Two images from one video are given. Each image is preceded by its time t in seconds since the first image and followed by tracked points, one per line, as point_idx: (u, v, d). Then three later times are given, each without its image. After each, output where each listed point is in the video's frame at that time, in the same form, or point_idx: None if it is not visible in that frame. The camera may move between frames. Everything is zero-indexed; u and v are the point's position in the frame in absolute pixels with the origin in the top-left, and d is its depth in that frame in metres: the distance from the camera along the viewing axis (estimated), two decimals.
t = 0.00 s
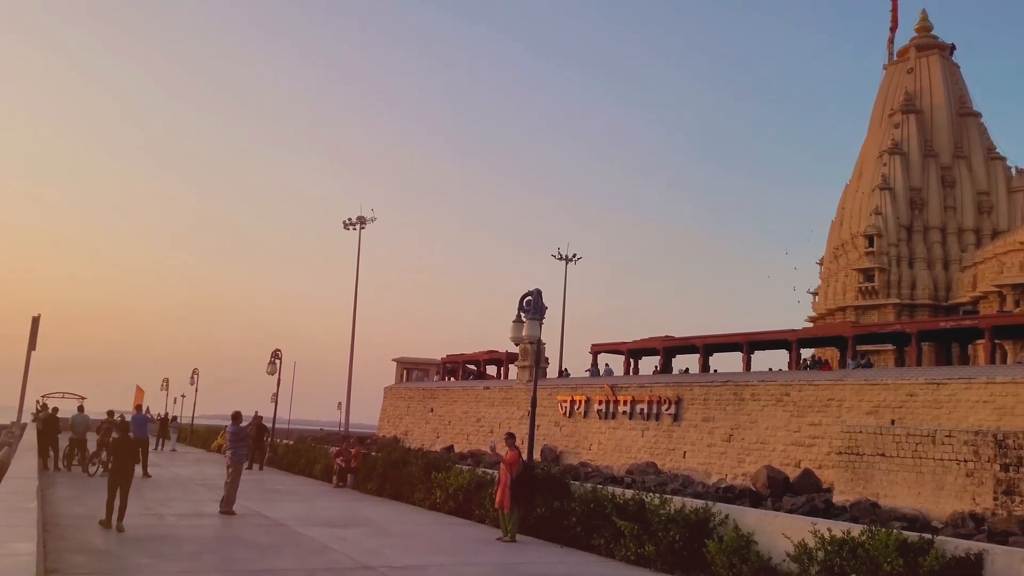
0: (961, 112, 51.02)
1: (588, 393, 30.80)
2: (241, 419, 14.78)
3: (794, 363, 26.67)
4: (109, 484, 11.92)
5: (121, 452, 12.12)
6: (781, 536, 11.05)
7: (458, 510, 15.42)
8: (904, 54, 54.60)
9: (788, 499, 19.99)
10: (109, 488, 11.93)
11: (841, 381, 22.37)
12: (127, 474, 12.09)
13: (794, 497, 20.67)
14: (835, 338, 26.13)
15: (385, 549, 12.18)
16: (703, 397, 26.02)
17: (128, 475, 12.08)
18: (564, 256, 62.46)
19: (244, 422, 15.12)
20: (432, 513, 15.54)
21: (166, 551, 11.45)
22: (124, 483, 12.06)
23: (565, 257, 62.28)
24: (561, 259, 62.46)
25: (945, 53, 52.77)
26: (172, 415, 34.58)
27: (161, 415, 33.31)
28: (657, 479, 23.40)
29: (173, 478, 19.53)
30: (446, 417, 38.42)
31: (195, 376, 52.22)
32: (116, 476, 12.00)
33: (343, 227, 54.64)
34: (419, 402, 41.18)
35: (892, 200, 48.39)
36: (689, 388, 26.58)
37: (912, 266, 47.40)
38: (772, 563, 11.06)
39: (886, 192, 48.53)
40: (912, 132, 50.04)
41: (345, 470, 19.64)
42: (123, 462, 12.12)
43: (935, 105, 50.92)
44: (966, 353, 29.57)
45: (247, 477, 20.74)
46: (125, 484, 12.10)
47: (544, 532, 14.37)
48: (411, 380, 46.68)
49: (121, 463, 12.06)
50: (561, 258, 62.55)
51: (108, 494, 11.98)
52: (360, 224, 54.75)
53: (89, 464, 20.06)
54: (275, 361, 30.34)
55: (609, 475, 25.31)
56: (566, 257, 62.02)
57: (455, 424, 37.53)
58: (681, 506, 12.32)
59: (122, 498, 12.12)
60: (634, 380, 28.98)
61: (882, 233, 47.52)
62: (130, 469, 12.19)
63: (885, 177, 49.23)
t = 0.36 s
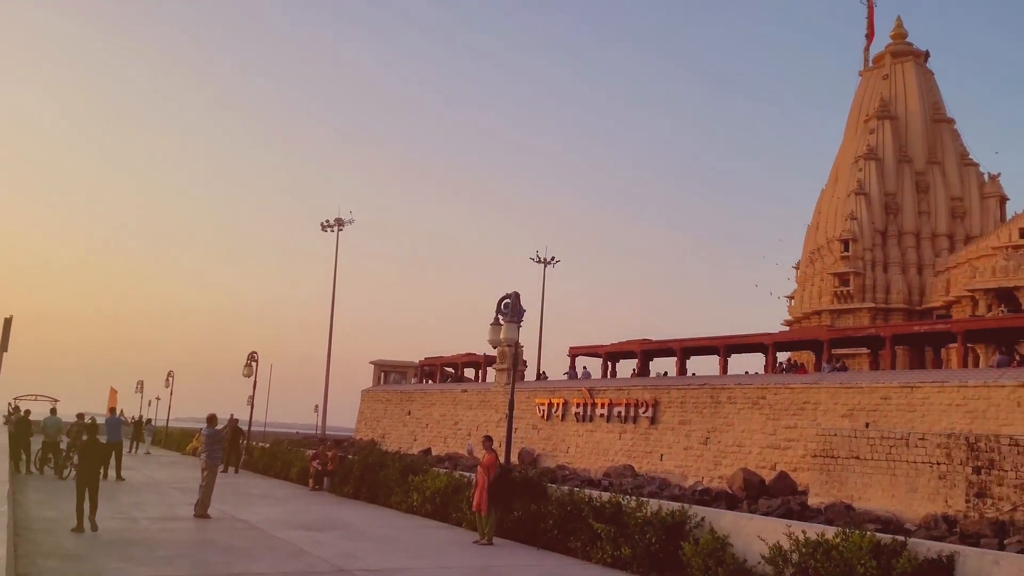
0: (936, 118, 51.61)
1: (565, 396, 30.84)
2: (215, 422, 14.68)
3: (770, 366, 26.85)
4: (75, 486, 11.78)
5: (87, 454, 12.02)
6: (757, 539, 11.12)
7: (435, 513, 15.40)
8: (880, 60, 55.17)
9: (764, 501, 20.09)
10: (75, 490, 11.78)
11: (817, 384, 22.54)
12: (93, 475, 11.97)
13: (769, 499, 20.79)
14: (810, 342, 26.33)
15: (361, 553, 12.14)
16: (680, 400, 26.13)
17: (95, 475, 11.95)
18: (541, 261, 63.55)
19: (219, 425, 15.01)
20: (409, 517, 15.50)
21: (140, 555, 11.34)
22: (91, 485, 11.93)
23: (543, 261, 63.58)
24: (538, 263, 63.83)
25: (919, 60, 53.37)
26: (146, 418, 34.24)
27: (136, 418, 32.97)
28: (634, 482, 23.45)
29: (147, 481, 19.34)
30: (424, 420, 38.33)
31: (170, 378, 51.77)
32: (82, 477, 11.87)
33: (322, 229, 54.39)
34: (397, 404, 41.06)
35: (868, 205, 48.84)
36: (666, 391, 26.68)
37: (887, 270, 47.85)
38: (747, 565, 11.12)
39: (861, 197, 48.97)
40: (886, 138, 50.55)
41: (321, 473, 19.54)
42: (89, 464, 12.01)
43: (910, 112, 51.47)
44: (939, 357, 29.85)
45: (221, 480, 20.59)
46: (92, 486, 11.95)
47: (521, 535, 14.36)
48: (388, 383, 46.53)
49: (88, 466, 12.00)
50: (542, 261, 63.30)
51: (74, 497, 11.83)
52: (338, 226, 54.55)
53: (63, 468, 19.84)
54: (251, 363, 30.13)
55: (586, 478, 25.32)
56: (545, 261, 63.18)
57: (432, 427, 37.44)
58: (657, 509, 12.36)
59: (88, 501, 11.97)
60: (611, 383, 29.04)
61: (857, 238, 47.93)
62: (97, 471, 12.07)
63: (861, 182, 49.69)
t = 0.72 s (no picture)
0: (910, 124, 52.14)
1: (543, 398, 30.87)
2: (190, 424, 14.56)
3: (747, 369, 27.02)
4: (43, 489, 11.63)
5: (54, 456, 11.90)
6: (732, 541, 11.19)
7: (411, 516, 15.37)
8: (855, 66, 55.69)
9: (740, 503, 20.20)
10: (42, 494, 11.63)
11: (792, 387, 22.70)
12: (62, 478, 11.83)
13: (745, 502, 20.91)
14: (786, 345, 26.52)
15: (337, 556, 12.08)
16: (657, 402, 26.23)
17: (63, 478, 11.82)
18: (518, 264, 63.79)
19: (194, 427, 14.90)
20: (385, 519, 15.45)
21: (114, 558, 11.23)
22: (59, 487, 11.79)
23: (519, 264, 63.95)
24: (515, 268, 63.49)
25: (894, 66, 53.90)
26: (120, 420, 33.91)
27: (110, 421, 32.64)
28: (611, 485, 23.52)
29: (120, 485, 19.15)
30: (401, 422, 38.25)
31: (145, 380, 51.30)
32: (51, 479, 11.73)
33: (299, 231, 54.10)
34: (374, 407, 40.93)
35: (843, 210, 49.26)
36: (644, 394, 26.77)
37: (862, 274, 48.29)
38: (722, 567, 11.19)
39: (837, 201, 49.39)
40: (862, 143, 51.03)
41: (297, 476, 19.46)
42: (57, 467, 11.88)
43: (885, 117, 51.99)
44: (912, 360, 30.12)
45: (196, 483, 20.43)
46: (60, 489, 11.81)
47: (499, 538, 14.36)
48: (365, 386, 46.39)
49: (57, 469, 11.88)
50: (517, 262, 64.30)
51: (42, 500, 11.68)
52: (315, 228, 54.34)
53: (34, 470, 19.59)
54: (228, 365, 29.94)
55: (564, 481, 25.34)
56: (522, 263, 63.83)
57: (409, 430, 37.36)
58: (634, 511, 12.39)
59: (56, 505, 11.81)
60: (589, 386, 29.10)
61: (833, 242, 48.32)
62: (66, 474, 11.94)
63: (837, 187, 50.12)
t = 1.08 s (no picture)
0: (885, 129, 52.62)
1: (520, 400, 30.87)
2: (164, 426, 14.42)
3: (723, 372, 27.17)
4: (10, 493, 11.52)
5: (21, 459, 11.81)
6: (707, 543, 11.23)
7: (387, 518, 15.32)
8: (830, 71, 56.20)
9: (716, 505, 20.30)
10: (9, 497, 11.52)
11: (767, 390, 22.84)
12: (30, 482, 11.74)
13: (721, 504, 21.02)
14: (762, 348, 26.68)
15: (312, 558, 12.02)
16: (634, 404, 26.31)
17: (31, 481, 11.72)
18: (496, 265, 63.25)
19: (167, 430, 14.76)
20: (361, 522, 15.39)
21: (85, 562, 11.11)
22: (27, 490, 11.68)
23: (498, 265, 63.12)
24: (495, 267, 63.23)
25: (869, 72, 54.44)
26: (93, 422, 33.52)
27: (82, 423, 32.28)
28: (588, 487, 23.57)
29: (92, 487, 18.93)
30: (378, 424, 38.12)
31: (118, 381, 50.81)
32: (18, 482, 11.63)
33: (276, 231, 53.75)
34: (350, 409, 40.77)
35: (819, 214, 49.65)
36: (620, 396, 26.85)
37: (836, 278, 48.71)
38: (698, 569, 11.24)
39: (813, 205, 49.78)
40: (837, 148, 51.44)
41: (272, 478, 19.34)
42: (25, 471, 11.79)
43: (860, 122, 52.50)
44: (885, 362, 30.40)
45: (170, 485, 20.25)
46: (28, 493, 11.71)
47: (475, 539, 14.35)
48: (342, 387, 46.21)
49: (25, 473, 11.77)
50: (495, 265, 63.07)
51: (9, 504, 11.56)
52: (292, 229, 54.05)
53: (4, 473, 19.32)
54: (202, 367, 29.70)
55: (540, 483, 25.36)
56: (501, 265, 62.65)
57: (386, 432, 37.24)
58: (610, 514, 12.41)
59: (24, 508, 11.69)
60: (566, 388, 29.15)
61: (808, 246, 48.71)
62: (34, 478, 11.84)
63: (812, 191, 50.54)
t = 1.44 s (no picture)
0: (862, 134, 53.07)
1: (499, 403, 30.86)
2: (141, 428, 14.32)
3: (701, 374, 27.28)
4: None
5: None
6: (685, 544, 11.27)
7: (365, 520, 15.26)
8: (808, 76, 56.62)
9: (693, 507, 20.38)
10: None
11: (745, 392, 22.96)
12: None
13: (698, 506, 21.11)
14: (740, 351, 26.83)
15: (289, 561, 11.97)
16: (612, 407, 26.37)
17: None
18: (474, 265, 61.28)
19: (143, 432, 14.63)
20: (339, 525, 15.33)
21: (59, 565, 11.00)
22: None
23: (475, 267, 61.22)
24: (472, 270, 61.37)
25: (846, 77, 54.90)
26: (67, 424, 33.22)
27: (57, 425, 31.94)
28: (566, 489, 23.61)
29: (66, 490, 18.73)
30: (356, 426, 37.98)
31: (93, 381, 50.32)
32: None
33: (254, 232, 53.49)
34: (329, 411, 40.58)
35: (797, 217, 49.99)
36: (599, 399, 26.91)
37: (814, 281, 49.05)
38: (675, 571, 11.28)
39: (791, 209, 50.12)
40: (815, 153, 51.83)
41: (250, 481, 19.21)
42: None
43: (837, 127, 52.91)
44: (861, 365, 30.65)
45: (146, 488, 20.08)
46: None
47: (453, 542, 14.33)
48: (321, 389, 46.00)
49: None
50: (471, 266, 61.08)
51: None
52: (271, 230, 53.72)
53: None
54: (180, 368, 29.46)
55: (519, 485, 25.35)
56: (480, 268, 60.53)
57: (365, 434, 37.10)
58: (588, 516, 12.43)
59: None
60: (545, 391, 29.19)
61: (786, 249, 49.03)
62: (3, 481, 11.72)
63: (790, 195, 50.88)
